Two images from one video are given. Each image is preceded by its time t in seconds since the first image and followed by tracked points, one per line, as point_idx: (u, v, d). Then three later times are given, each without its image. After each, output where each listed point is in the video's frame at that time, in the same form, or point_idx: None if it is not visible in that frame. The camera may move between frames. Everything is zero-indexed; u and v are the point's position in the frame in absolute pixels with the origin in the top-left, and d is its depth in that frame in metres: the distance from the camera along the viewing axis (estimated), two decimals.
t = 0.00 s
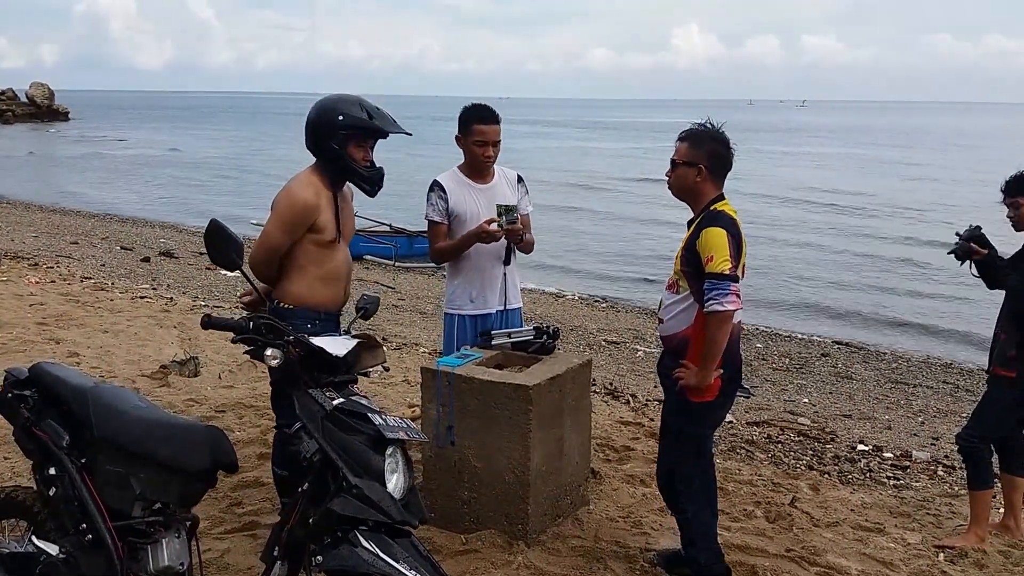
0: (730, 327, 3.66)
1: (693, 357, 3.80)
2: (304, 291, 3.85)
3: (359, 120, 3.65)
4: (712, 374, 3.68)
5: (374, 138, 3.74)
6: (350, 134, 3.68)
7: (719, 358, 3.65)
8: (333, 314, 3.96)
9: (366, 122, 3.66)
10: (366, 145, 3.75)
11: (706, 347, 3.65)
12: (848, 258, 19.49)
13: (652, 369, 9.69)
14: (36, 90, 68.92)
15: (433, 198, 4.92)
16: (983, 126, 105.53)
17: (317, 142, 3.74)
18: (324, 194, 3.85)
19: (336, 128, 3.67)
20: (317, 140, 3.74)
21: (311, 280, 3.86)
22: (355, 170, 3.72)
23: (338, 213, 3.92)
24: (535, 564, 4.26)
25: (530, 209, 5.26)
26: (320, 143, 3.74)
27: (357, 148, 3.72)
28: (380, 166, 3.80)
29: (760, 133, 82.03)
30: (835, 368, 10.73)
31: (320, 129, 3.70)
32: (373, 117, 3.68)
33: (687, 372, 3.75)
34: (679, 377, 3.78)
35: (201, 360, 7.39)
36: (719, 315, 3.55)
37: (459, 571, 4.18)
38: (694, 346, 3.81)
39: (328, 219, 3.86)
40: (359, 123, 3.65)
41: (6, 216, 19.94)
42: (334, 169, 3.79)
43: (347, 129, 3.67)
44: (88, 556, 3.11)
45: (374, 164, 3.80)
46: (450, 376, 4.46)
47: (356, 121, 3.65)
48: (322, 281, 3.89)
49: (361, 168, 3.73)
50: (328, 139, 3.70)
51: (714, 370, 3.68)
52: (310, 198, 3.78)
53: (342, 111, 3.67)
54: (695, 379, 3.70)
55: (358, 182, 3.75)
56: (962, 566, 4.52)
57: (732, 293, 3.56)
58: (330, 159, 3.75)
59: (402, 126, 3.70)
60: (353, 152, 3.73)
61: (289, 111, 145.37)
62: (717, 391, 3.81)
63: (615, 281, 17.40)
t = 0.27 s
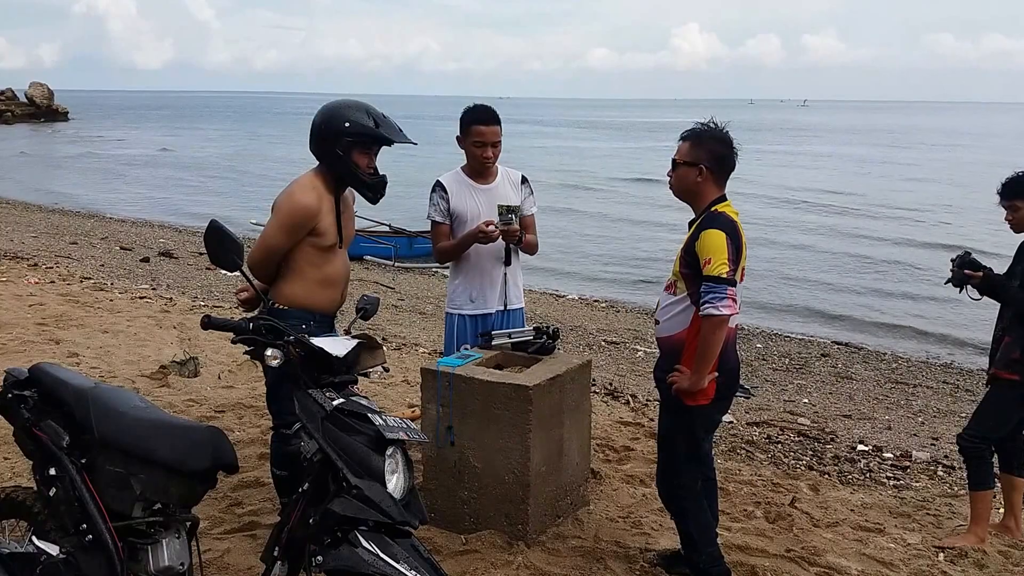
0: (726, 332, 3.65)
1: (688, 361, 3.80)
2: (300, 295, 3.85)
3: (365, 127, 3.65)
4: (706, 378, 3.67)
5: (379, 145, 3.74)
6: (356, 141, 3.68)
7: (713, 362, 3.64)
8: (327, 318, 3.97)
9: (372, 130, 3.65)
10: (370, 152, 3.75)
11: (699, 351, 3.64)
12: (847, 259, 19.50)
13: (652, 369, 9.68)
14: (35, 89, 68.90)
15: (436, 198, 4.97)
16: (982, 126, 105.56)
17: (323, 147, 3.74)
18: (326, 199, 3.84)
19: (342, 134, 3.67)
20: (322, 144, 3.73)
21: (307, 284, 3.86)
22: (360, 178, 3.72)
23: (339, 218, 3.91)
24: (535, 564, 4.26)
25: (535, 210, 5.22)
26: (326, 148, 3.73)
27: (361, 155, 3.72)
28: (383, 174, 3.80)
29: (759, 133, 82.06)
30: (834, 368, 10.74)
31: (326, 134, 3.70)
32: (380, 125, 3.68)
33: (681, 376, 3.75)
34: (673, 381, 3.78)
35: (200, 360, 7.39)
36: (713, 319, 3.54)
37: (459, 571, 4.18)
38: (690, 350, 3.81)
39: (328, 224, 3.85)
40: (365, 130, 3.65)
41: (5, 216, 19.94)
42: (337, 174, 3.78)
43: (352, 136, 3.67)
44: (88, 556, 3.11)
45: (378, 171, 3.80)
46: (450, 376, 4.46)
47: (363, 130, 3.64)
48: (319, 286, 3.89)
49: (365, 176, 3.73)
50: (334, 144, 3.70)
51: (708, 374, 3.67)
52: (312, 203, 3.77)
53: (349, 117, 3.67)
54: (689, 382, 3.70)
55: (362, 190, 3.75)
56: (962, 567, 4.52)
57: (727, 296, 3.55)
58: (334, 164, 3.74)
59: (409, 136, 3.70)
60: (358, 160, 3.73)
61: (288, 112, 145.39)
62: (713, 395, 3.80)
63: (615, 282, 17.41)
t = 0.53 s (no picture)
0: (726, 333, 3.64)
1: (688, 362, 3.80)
2: (299, 295, 3.85)
3: (363, 128, 3.66)
4: (705, 379, 3.67)
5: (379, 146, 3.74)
6: (354, 141, 3.68)
7: (712, 363, 3.63)
8: (327, 318, 3.97)
9: (370, 129, 3.66)
10: (370, 151, 3.75)
11: (699, 351, 3.64)
12: (847, 259, 19.49)
13: (651, 369, 9.67)
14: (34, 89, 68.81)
15: (439, 197, 5.00)
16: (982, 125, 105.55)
17: (322, 148, 3.74)
18: (325, 199, 3.84)
19: (340, 135, 3.68)
20: (321, 144, 3.73)
21: (307, 284, 3.86)
22: (359, 177, 3.72)
23: (339, 218, 3.91)
24: (535, 564, 4.26)
25: (540, 210, 5.19)
26: (325, 149, 3.73)
27: (361, 155, 3.72)
28: (384, 174, 3.80)
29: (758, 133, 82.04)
30: (834, 368, 10.74)
31: (325, 134, 3.70)
32: (377, 126, 3.69)
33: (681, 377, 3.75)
34: (674, 383, 3.78)
35: (200, 360, 7.39)
36: (714, 320, 3.54)
37: (458, 571, 4.18)
38: (689, 351, 3.81)
39: (328, 224, 3.85)
40: (363, 130, 3.65)
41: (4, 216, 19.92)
42: (336, 174, 3.78)
43: (351, 137, 3.67)
44: (88, 556, 3.11)
45: (377, 171, 3.80)
46: (450, 376, 4.46)
47: (362, 132, 3.65)
48: (318, 286, 3.89)
49: (365, 175, 3.73)
50: (332, 144, 3.70)
51: (707, 375, 3.67)
52: (311, 203, 3.77)
53: (347, 117, 3.67)
54: (688, 383, 3.70)
55: (362, 191, 3.75)
56: (962, 566, 4.52)
57: (728, 297, 3.54)
58: (333, 163, 3.74)
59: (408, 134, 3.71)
60: (358, 159, 3.73)
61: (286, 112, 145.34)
62: (714, 395, 3.79)
63: (614, 281, 17.40)
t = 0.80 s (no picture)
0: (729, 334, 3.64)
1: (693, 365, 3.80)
2: (305, 291, 3.84)
3: (335, 106, 3.66)
4: (710, 382, 3.66)
5: (357, 122, 3.74)
6: (329, 123, 3.69)
7: (717, 365, 3.63)
8: (334, 312, 3.95)
9: (341, 106, 3.66)
10: (348, 130, 3.76)
11: (703, 354, 3.63)
12: (846, 259, 19.47)
13: (651, 368, 9.68)
14: (35, 89, 68.81)
15: (445, 195, 5.01)
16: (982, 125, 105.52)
17: (301, 138, 3.75)
18: (316, 192, 3.84)
19: (313, 120, 3.67)
20: (301, 136, 3.74)
21: (310, 279, 3.85)
22: (345, 157, 3.74)
23: (333, 209, 3.91)
24: (535, 563, 4.26)
25: (545, 209, 5.18)
26: (304, 138, 3.74)
27: (340, 135, 3.73)
28: (370, 149, 3.82)
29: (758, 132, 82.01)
30: (835, 368, 10.73)
31: (301, 123, 3.71)
32: (348, 100, 3.68)
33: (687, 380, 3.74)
34: (680, 387, 3.78)
35: (200, 359, 7.39)
36: (716, 322, 3.53)
37: (458, 570, 4.18)
38: (694, 352, 3.81)
39: (323, 216, 3.85)
40: (335, 108, 3.65)
41: (4, 216, 19.92)
42: (324, 163, 3.79)
43: (325, 118, 3.67)
44: (88, 556, 3.11)
45: (362, 148, 3.82)
46: (450, 375, 4.45)
47: (332, 109, 3.65)
48: (322, 280, 3.88)
49: (349, 153, 3.75)
50: (309, 132, 3.71)
51: (713, 377, 3.66)
52: (302, 197, 3.77)
53: (317, 102, 3.67)
54: (694, 387, 3.70)
55: (351, 168, 3.78)
56: (962, 566, 4.51)
57: (729, 299, 3.54)
58: (318, 153, 3.76)
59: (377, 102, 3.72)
60: (338, 140, 3.74)
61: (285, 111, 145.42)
62: (721, 397, 3.77)
63: (614, 281, 17.38)
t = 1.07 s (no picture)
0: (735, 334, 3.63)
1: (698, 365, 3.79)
2: (307, 287, 3.84)
3: (321, 99, 3.67)
4: (715, 383, 3.66)
5: (345, 114, 3.75)
6: (318, 116, 3.69)
7: (722, 366, 3.62)
8: (338, 306, 3.95)
9: (328, 99, 3.66)
10: (338, 123, 3.76)
11: (708, 354, 3.63)
12: (846, 258, 19.46)
13: (652, 367, 9.68)
14: (35, 88, 68.73)
15: (450, 194, 5.02)
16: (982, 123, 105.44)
17: (290, 133, 3.74)
18: (311, 188, 3.84)
19: (302, 115, 3.67)
20: (291, 133, 3.74)
21: (312, 276, 3.85)
22: (336, 150, 3.76)
23: (329, 204, 3.90)
24: (535, 562, 4.26)
25: (549, 207, 5.17)
26: (293, 134, 3.74)
27: (329, 127, 3.74)
28: (361, 140, 3.84)
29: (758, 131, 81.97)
30: (835, 366, 10.72)
31: (289, 119, 3.70)
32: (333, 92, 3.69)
33: (691, 381, 3.74)
34: (684, 387, 3.77)
35: (199, 358, 7.38)
36: (723, 323, 3.53)
37: (458, 569, 4.18)
38: (699, 353, 3.80)
39: (319, 211, 3.85)
40: (323, 101, 3.66)
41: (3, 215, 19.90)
42: (315, 158, 3.80)
43: (312, 112, 3.67)
44: (89, 555, 3.11)
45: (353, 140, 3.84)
46: (450, 374, 4.45)
47: (319, 102, 3.66)
48: (322, 276, 3.87)
49: (340, 146, 3.76)
50: (299, 128, 3.70)
51: (717, 378, 3.66)
52: (296, 194, 3.77)
53: (304, 97, 3.67)
54: (698, 388, 3.69)
55: (341, 160, 3.78)
56: (963, 564, 4.51)
57: (737, 299, 3.53)
58: (309, 149, 3.76)
59: (366, 93, 3.72)
60: (327, 133, 3.75)
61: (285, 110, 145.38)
62: (726, 398, 3.76)
63: (614, 279, 17.36)
